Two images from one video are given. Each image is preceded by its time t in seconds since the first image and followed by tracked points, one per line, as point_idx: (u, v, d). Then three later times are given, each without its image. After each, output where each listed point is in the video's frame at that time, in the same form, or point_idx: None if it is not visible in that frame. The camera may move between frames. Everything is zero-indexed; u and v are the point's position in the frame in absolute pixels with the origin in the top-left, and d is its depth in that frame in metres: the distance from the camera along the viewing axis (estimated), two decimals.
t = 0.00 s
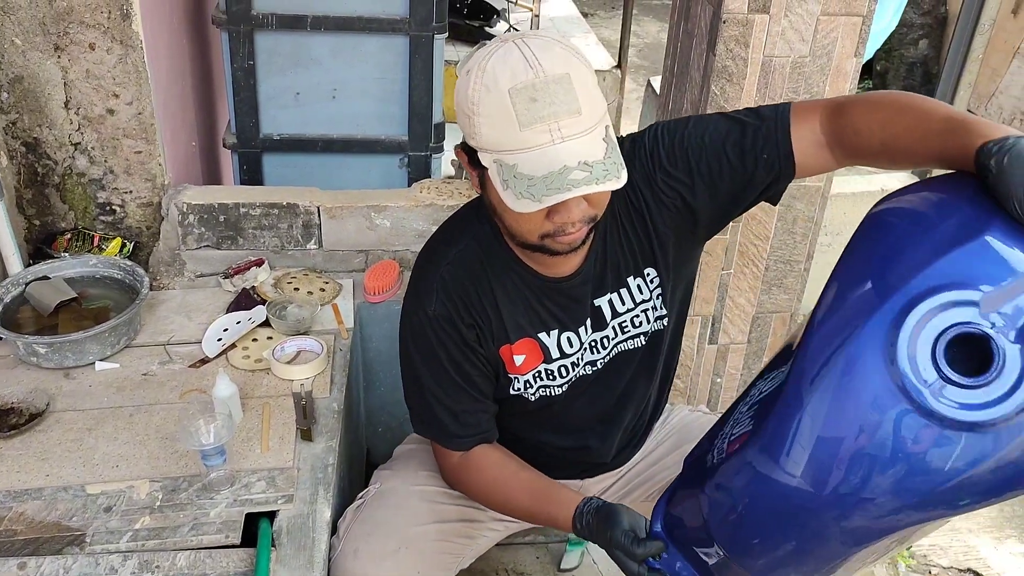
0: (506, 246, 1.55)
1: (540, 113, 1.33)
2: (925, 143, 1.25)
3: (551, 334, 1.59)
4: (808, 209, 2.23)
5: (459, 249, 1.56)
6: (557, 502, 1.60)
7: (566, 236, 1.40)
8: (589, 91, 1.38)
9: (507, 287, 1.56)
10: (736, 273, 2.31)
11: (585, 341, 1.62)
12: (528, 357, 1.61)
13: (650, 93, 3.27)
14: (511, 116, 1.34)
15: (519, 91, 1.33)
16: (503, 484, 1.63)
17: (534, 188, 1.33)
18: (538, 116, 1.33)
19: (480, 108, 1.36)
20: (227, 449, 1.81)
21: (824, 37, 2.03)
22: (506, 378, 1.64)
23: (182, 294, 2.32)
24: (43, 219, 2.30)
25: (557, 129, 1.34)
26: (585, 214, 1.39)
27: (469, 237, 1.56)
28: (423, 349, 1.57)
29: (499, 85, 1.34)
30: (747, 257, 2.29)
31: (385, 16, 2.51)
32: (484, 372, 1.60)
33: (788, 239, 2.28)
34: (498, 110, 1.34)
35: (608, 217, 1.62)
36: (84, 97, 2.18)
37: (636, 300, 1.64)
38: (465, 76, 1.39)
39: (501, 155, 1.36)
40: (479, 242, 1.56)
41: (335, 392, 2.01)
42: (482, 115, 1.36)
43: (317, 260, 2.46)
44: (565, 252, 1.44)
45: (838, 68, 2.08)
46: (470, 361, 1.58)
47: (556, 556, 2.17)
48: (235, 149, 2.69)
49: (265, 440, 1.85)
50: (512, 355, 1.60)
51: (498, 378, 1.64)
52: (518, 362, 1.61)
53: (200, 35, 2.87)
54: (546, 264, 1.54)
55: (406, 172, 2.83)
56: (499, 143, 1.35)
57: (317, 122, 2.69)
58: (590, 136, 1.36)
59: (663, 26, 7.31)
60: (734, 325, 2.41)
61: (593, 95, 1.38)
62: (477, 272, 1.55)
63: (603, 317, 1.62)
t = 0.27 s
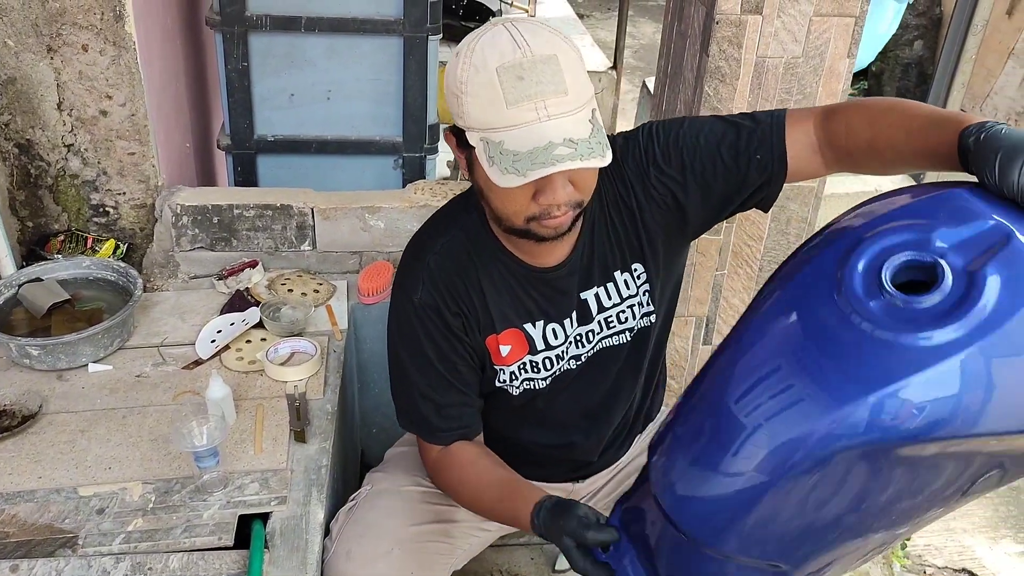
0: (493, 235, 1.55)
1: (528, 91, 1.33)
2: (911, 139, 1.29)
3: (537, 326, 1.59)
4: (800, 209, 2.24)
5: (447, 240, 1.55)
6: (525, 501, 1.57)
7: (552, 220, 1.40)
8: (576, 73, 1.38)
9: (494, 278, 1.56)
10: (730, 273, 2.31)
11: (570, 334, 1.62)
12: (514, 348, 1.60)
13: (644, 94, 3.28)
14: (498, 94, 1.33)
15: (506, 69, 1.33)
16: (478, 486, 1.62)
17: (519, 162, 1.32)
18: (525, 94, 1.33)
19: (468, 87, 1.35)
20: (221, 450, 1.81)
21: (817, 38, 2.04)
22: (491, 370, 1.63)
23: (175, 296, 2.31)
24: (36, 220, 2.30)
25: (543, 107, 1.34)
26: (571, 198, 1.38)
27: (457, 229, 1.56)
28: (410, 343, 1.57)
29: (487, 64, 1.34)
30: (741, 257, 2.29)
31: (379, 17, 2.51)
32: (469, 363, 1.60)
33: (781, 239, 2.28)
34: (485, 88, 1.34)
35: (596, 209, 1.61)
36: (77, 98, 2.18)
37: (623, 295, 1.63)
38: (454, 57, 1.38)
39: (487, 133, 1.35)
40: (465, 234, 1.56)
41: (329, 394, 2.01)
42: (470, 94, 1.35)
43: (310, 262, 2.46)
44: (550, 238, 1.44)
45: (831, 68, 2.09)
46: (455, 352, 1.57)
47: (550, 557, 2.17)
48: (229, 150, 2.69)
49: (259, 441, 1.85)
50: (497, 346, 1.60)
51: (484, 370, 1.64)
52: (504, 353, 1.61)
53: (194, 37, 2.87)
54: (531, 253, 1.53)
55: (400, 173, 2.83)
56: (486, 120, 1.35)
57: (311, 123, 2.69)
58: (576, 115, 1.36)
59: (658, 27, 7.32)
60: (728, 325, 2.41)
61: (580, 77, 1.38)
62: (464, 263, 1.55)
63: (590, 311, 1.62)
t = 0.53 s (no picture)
0: (502, 209, 1.56)
1: (550, 50, 1.35)
2: (925, 185, 1.36)
3: (534, 305, 1.59)
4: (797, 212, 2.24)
5: (456, 212, 1.57)
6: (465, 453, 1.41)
7: (561, 188, 1.39)
8: (598, 44, 1.41)
9: (498, 254, 1.56)
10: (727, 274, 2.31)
11: (565, 318, 1.61)
12: (508, 324, 1.59)
13: (641, 95, 3.28)
14: (522, 51, 1.35)
15: (531, 30, 1.36)
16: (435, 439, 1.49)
17: (539, 113, 1.32)
18: (547, 54, 1.35)
19: (492, 46, 1.38)
20: (217, 451, 1.81)
21: (812, 39, 2.05)
22: (482, 345, 1.61)
23: (172, 297, 2.31)
24: (33, 222, 2.30)
25: (565, 68, 1.36)
26: (583, 167, 1.38)
27: (467, 204, 1.58)
28: (404, 303, 1.55)
29: (512, 24, 1.37)
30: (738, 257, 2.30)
31: (375, 18, 2.52)
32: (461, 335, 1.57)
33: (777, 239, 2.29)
34: (508, 46, 1.36)
35: (604, 195, 1.62)
36: (73, 100, 2.18)
37: (622, 286, 1.64)
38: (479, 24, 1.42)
39: (507, 90, 1.36)
40: (473, 209, 1.57)
41: (325, 394, 2.01)
42: (494, 53, 1.37)
43: (307, 263, 2.46)
44: (557, 209, 1.43)
45: (826, 68, 2.11)
46: (449, 320, 1.55)
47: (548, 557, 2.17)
48: (226, 152, 2.68)
49: (255, 442, 1.85)
50: (492, 320, 1.59)
51: (475, 345, 1.62)
52: (498, 329, 1.60)
53: (190, 38, 2.87)
54: (537, 228, 1.53)
55: (397, 174, 2.83)
56: (508, 77, 1.36)
57: (308, 125, 2.69)
58: (597, 81, 1.38)
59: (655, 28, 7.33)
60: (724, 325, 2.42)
61: (601, 50, 1.41)
62: (469, 236, 1.56)
63: (588, 298, 1.62)
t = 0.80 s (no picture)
0: (519, 187, 1.58)
1: (588, 23, 1.43)
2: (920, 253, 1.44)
3: (538, 285, 1.60)
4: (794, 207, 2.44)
5: (475, 187, 1.59)
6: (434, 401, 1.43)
7: (585, 162, 1.44)
8: (633, 24, 1.48)
9: (509, 231, 1.58)
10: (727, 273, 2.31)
11: (567, 303, 1.63)
12: (511, 301, 1.61)
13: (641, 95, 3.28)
14: (561, 21, 1.43)
15: (570, 4, 1.44)
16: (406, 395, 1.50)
17: (574, 75, 1.37)
18: (585, 25, 1.42)
19: (532, 16, 1.45)
20: (219, 451, 1.81)
21: (811, 38, 2.19)
22: (482, 319, 1.62)
23: (173, 298, 2.31)
24: (33, 223, 2.30)
25: (602, 39, 1.42)
26: (609, 144, 1.44)
27: (486, 178, 1.60)
28: (408, 263, 1.55)
29: None
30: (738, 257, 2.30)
31: (375, 18, 2.52)
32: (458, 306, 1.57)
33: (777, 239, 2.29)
34: (548, 16, 1.43)
35: (623, 187, 1.65)
36: (73, 101, 2.18)
37: (629, 280, 1.65)
38: None
39: (543, 56, 1.42)
40: (492, 187, 1.59)
41: (326, 395, 2.01)
42: (533, 22, 1.44)
43: (308, 263, 2.46)
44: (577, 184, 1.47)
45: (826, 68, 2.24)
46: (450, 288, 1.56)
47: (549, 557, 2.18)
48: (226, 153, 2.68)
49: (256, 442, 1.85)
50: (496, 295, 1.60)
51: (473, 319, 1.62)
52: (500, 304, 1.61)
53: (190, 40, 2.87)
54: (553, 208, 1.56)
55: (398, 174, 2.83)
56: (545, 43, 1.42)
57: (308, 126, 2.70)
58: (631, 56, 1.44)
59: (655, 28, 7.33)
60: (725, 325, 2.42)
61: (636, 31, 1.48)
62: (483, 210, 1.58)
63: (595, 286, 1.63)
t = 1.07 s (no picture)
0: (532, 180, 1.59)
1: (614, 16, 1.46)
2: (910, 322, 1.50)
3: (547, 279, 1.61)
4: (797, 211, 2.47)
5: (490, 178, 1.61)
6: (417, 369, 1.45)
7: (602, 155, 1.47)
8: (658, 22, 1.51)
9: (521, 224, 1.59)
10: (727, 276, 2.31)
11: (573, 301, 1.64)
12: (518, 293, 1.62)
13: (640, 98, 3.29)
14: (589, 14, 1.46)
15: None
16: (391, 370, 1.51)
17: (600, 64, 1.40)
18: (612, 18, 1.46)
19: (560, 8, 1.49)
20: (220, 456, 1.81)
21: (811, 42, 2.20)
22: (489, 310, 1.63)
23: (173, 302, 2.32)
24: (34, 228, 2.30)
25: (628, 32, 1.46)
26: (627, 139, 1.46)
27: (501, 170, 1.61)
28: (416, 245, 1.56)
29: None
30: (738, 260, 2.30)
31: (375, 22, 2.52)
32: (461, 293, 1.57)
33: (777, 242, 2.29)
34: (576, 8, 1.47)
35: (635, 190, 1.65)
36: (74, 105, 2.19)
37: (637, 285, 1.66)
38: None
39: (569, 46, 1.45)
40: (506, 181, 1.60)
41: (327, 399, 2.01)
42: (561, 14, 1.48)
43: (308, 267, 2.46)
44: (593, 178, 1.49)
45: (826, 71, 2.25)
46: (455, 273, 1.56)
47: (550, 560, 2.18)
48: (227, 157, 2.69)
49: (257, 446, 1.85)
50: (504, 286, 1.61)
51: (479, 308, 1.63)
52: (508, 295, 1.62)
53: (190, 44, 2.87)
54: (565, 203, 1.57)
55: (397, 178, 2.83)
56: (572, 33, 1.45)
57: (308, 130, 2.70)
58: (655, 52, 1.47)
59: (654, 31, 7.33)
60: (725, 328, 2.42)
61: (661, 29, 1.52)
62: (495, 200, 1.59)
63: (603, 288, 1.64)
